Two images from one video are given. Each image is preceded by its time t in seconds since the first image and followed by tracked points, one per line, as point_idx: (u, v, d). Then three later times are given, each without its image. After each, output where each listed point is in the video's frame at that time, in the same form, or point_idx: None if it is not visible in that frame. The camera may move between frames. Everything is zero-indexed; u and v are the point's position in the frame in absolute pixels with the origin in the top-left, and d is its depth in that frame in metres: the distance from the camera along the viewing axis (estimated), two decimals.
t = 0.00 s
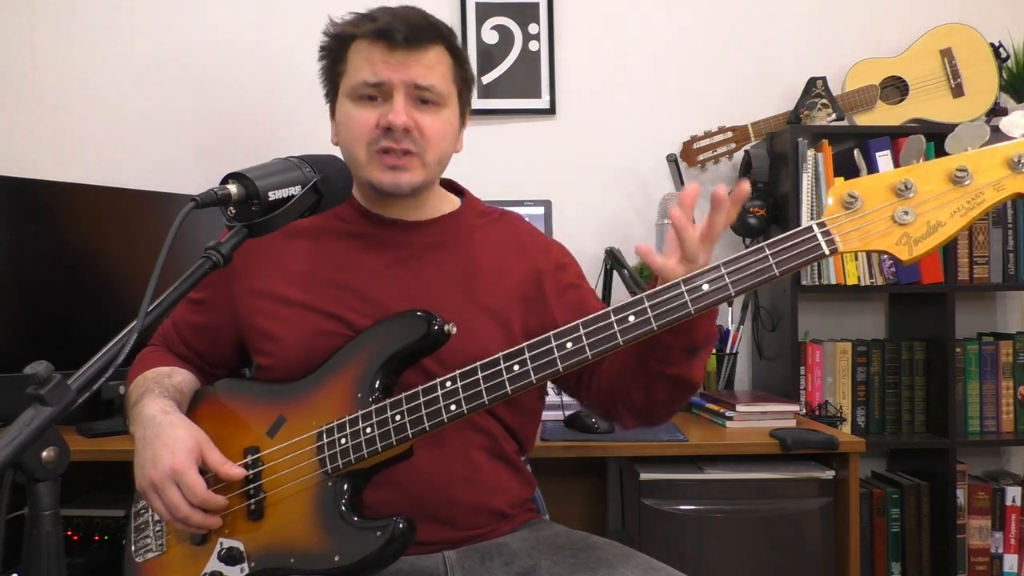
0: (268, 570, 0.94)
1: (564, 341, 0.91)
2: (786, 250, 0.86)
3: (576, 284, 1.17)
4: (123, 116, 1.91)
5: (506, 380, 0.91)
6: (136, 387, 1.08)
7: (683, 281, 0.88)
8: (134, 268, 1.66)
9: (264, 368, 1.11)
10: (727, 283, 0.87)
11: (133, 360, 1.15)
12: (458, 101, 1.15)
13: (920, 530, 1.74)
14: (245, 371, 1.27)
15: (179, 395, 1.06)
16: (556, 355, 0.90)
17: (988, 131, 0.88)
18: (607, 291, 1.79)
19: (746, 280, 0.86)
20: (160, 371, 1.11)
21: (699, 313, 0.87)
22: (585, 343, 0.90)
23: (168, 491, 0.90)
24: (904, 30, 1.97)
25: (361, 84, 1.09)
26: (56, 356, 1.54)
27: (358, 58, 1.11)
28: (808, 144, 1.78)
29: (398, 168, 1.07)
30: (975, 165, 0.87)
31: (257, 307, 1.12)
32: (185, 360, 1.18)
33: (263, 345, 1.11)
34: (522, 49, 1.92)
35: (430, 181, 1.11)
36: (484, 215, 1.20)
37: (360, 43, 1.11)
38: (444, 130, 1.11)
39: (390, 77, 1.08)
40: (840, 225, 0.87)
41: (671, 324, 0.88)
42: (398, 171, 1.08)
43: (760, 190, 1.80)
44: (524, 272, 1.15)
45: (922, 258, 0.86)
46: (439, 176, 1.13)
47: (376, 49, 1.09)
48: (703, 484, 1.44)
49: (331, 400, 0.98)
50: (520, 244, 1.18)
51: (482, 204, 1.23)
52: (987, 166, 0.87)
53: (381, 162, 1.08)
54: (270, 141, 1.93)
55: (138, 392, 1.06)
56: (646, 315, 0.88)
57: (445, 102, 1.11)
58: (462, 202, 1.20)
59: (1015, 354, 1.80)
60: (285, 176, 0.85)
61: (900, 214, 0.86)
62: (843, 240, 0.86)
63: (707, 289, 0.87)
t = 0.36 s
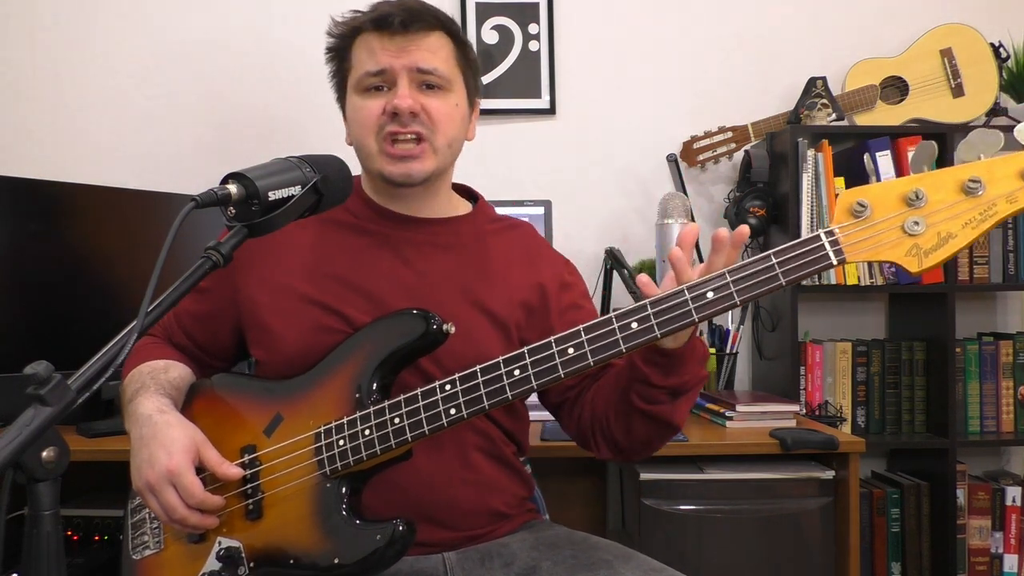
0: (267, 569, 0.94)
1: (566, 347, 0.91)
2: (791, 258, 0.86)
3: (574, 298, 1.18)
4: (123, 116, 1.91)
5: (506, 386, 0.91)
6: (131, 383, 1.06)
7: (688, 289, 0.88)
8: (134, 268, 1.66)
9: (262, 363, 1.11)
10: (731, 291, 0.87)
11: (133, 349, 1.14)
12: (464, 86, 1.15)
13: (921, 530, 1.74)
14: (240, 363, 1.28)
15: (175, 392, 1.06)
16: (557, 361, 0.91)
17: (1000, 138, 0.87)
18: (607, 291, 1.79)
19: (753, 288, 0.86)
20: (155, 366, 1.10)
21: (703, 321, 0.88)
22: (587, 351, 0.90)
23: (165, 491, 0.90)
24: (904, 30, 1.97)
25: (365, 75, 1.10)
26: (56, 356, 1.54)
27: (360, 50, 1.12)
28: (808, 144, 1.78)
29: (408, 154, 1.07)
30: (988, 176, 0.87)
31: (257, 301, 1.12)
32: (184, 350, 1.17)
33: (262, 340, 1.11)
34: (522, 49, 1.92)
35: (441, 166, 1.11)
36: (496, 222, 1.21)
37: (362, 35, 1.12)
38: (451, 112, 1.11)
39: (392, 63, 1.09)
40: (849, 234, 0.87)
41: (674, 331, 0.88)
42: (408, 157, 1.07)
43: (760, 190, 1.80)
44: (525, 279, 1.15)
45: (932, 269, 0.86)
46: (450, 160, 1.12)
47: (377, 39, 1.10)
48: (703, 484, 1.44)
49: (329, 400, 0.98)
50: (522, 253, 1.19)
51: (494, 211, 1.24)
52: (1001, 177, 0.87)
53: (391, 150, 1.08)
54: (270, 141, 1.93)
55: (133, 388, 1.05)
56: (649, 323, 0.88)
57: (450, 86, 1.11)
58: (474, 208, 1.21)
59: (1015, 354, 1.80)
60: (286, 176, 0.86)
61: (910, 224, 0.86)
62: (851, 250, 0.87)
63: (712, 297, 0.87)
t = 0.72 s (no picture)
0: (270, 569, 0.94)
1: (568, 345, 0.91)
2: (791, 255, 0.86)
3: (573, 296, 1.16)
4: (123, 115, 1.91)
5: (509, 383, 0.91)
6: (138, 385, 1.08)
7: (689, 286, 0.89)
8: (134, 268, 1.66)
9: (268, 368, 1.11)
10: (732, 287, 0.87)
11: (138, 357, 1.15)
12: (455, 96, 1.14)
13: (920, 530, 1.74)
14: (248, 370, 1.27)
15: (181, 393, 1.06)
16: (560, 358, 0.91)
17: (996, 138, 0.88)
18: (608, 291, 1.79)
19: (754, 284, 0.87)
20: (163, 369, 1.11)
21: (703, 317, 0.88)
22: (588, 347, 0.90)
23: (169, 490, 0.90)
24: (904, 30, 1.97)
25: (353, 89, 1.09)
26: (56, 356, 1.54)
27: (350, 62, 1.11)
28: (809, 144, 1.78)
29: (396, 169, 1.07)
30: (984, 172, 0.87)
31: (262, 306, 1.13)
32: (188, 357, 1.18)
33: (265, 346, 1.11)
34: (522, 49, 1.92)
35: (430, 180, 1.10)
36: (497, 220, 1.21)
37: (351, 47, 1.11)
38: (441, 127, 1.10)
39: (380, 78, 1.08)
40: (848, 232, 0.87)
41: (676, 328, 0.88)
42: (396, 173, 1.07)
43: (760, 190, 1.80)
44: (527, 277, 1.14)
45: (929, 266, 0.86)
46: (439, 174, 1.12)
47: (366, 52, 1.09)
48: (703, 484, 1.44)
49: (332, 401, 0.98)
50: (525, 250, 1.18)
51: (495, 209, 1.23)
52: (997, 173, 0.87)
53: (379, 166, 1.08)
54: (270, 141, 1.93)
55: (140, 390, 1.06)
56: (651, 320, 0.89)
57: (440, 100, 1.10)
58: (476, 206, 1.21)
59: (1015, 354, 1.80)
60: (286, 176, 0.86)
61: (907, 221, 0.86)
62: (850, 247, 0.87)
63: (712, 294, 0.88)
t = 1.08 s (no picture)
0: (268, 570, 0.94)
1: (563, 341, 0.91)
2: (782, 249, 0.86)
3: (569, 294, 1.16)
4: (123, 115, 1.91)
5: (504, 379, 0.91)
6: (136, 388, 1.08)
7: (682, 281, 0.89)
8: (134, 268, 1.66)
9: (265, 369, 1.11)
10: (724, 282, 0.88)
11: (137, 361, 1.15)
12: (453, 95, 1.15)
13: (921, 530, 1.74)
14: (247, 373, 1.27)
15: (179, 396, 1.07)
16: (554, 354, 0.91)
17: (983, 130, 0.88)
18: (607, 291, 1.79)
19: (745, 277, 0.87)
20: (160, 372, 1.11)
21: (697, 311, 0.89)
22: (582, 343, 0.90)
23: (168, 491, 0.90)
24: (904, 30, 1.97)
25: (353, 86, 1.09)
26: (56, 356, 1.54)
27: (349, 59, 1.11)
28: (808, 144, 1.78)
29: (395, 169, 1.08)
30: (972, 163, 0.87)
31: (257, 307, 1.12)
32: (186, 360, 1.18)
33: (262, 346, 1.12)
34: (522, 49, 1.92)
35: (428, 179, 1.12)
36: (490, 217, 1.21)
37: (350, 43, 1.11)
38: (439, 126, 1.10)
39: (380, 76, 1.08)
40: (838, 224, 0.87)
41: (669, 322, 0.88)
42: (395, 173, 1.08)
43: (760, 190, 1.80)
44: (521, 274, 1.14)
45: (919, 256, 0.86)
46: (436, 173, 1.13)
47: (366, 50, 1.09)
48: (703, 484, 1.44)
49: (329, 401, 0.98)
50: (520, 247, 1.18)
51: (488, 207, 1.23)
52: (985, 163, 0.87)
53: (379, 165, 1.08)
54: (270, 141, 1.93)
55: (138, 393, 1.06)
56: (644, 314, 0.89)
57: (438, 99, 1.11)
58: (468, 205, 1.21)
59: (1015, 354, 1.80)
60: (286, 176, 0.86)
61: (896, 212, 0.86)
62: (840, 239, 0.87)
63: (705, 288, 0.88)
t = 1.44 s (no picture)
0: (271, 570, 0.93)
1: (564, 337, 0.91)
2: (781, 244, 0.87)
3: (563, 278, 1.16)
4: (123, 115, 1.91)
5: (506, 376, 0.91)
6: (139, 391, 1.08)
7: (682, 277, 0.90)
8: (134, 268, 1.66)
9: (266, 371, 1.11)
10: (724, 277, 0.88)
11: (138, 367, 1.16)
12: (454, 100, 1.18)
13: (920, 530, 1.74)
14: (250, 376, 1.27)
15: (182, 398, 1.07)
16: (556, 351, 0.91)
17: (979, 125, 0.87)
18: (607, 291, 1.79)
19: (745, 273, 0.87)
20: (162, 376, 1.11)
21: (699, 307, 0.89)
22: (584, 339, 0.90)
23: (171, 491, 0.90)
24: (904, 30, 1.97)
25: (378, 96, 1.08)
26: (56, 357, 1.54)
27: (366, 67, 1.09)
28: (809, 144, 1.78)
29: (426, 178, 1.09)
30: (968, 157, 0.87)
31: (258, 311, 1.13)
32: (187, 365, 1.18)
33: (263, 349, 1.12)
34: (522, 49, 1.92)
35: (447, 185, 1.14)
36: (485, 211, 1.21)
37: (366, 49, 1.09)
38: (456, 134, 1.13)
39: (408, 86, 1.08)
40: (836, 219, 0.87)
41: (670, 317, 0.89)
42: (426, 181, 1.09)
43: (760, 190, 1.80)
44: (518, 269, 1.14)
45: (916, 249, 0.86)
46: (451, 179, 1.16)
47: (387, 58, 1.08)
48: (703, 484, 1.44)
49: (332, 401, 0.98)
50: (519, 243, 1.18)
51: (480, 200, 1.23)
52: (981, 157, 0.87)
53: (409, 174, 1.09)
54: (270, 141, 1.93)
55: (141, 396, 1.07)
56: (645, 310, 0.89)
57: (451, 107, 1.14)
58: (459, 200, 1.20)
59: (1015, 354, 1.80)
60: (285, 176, 0.85)
61: (894, 206, 0.87)
62: (839, 234, 0.87)
63: (705, 283, 0.88)
